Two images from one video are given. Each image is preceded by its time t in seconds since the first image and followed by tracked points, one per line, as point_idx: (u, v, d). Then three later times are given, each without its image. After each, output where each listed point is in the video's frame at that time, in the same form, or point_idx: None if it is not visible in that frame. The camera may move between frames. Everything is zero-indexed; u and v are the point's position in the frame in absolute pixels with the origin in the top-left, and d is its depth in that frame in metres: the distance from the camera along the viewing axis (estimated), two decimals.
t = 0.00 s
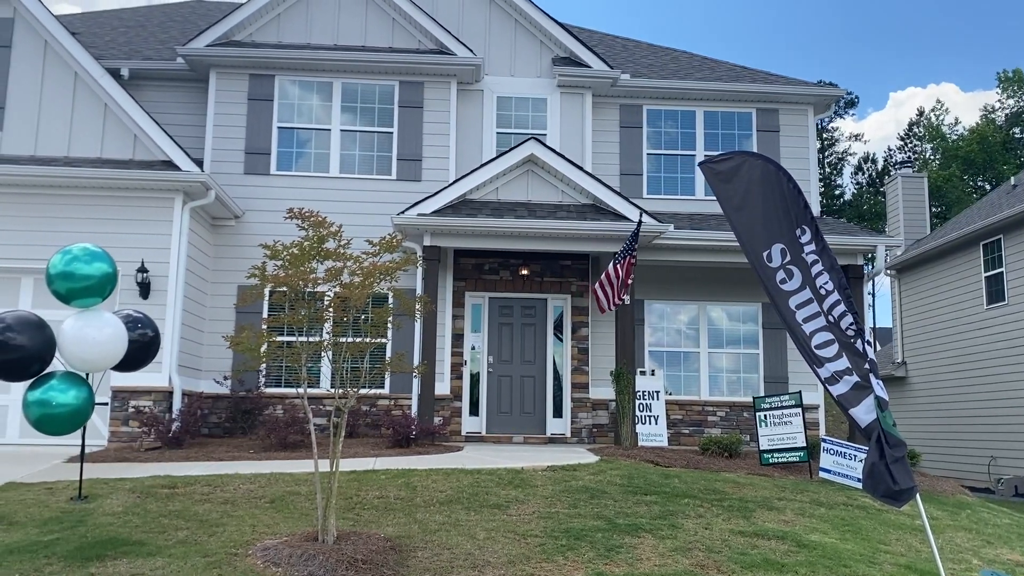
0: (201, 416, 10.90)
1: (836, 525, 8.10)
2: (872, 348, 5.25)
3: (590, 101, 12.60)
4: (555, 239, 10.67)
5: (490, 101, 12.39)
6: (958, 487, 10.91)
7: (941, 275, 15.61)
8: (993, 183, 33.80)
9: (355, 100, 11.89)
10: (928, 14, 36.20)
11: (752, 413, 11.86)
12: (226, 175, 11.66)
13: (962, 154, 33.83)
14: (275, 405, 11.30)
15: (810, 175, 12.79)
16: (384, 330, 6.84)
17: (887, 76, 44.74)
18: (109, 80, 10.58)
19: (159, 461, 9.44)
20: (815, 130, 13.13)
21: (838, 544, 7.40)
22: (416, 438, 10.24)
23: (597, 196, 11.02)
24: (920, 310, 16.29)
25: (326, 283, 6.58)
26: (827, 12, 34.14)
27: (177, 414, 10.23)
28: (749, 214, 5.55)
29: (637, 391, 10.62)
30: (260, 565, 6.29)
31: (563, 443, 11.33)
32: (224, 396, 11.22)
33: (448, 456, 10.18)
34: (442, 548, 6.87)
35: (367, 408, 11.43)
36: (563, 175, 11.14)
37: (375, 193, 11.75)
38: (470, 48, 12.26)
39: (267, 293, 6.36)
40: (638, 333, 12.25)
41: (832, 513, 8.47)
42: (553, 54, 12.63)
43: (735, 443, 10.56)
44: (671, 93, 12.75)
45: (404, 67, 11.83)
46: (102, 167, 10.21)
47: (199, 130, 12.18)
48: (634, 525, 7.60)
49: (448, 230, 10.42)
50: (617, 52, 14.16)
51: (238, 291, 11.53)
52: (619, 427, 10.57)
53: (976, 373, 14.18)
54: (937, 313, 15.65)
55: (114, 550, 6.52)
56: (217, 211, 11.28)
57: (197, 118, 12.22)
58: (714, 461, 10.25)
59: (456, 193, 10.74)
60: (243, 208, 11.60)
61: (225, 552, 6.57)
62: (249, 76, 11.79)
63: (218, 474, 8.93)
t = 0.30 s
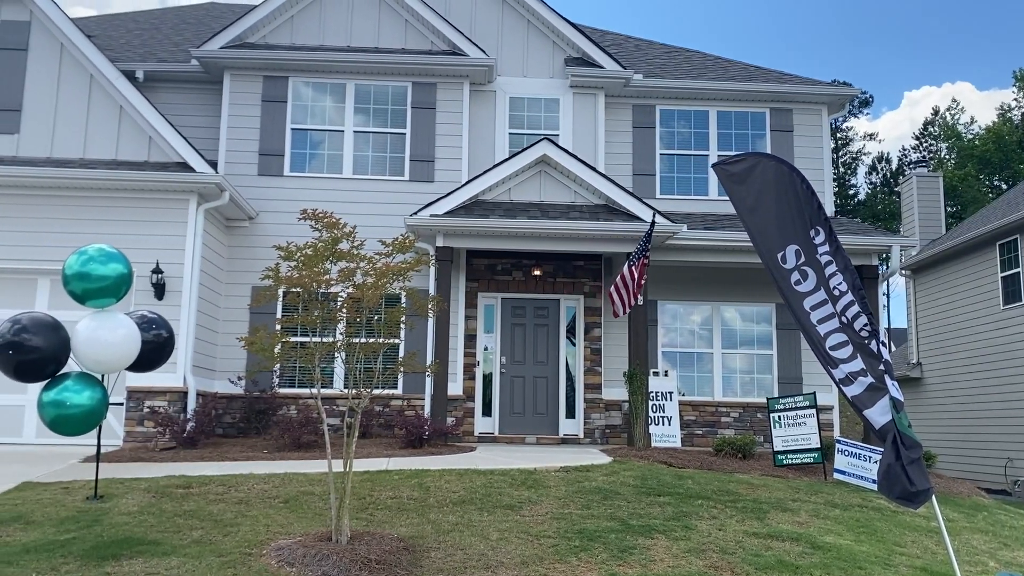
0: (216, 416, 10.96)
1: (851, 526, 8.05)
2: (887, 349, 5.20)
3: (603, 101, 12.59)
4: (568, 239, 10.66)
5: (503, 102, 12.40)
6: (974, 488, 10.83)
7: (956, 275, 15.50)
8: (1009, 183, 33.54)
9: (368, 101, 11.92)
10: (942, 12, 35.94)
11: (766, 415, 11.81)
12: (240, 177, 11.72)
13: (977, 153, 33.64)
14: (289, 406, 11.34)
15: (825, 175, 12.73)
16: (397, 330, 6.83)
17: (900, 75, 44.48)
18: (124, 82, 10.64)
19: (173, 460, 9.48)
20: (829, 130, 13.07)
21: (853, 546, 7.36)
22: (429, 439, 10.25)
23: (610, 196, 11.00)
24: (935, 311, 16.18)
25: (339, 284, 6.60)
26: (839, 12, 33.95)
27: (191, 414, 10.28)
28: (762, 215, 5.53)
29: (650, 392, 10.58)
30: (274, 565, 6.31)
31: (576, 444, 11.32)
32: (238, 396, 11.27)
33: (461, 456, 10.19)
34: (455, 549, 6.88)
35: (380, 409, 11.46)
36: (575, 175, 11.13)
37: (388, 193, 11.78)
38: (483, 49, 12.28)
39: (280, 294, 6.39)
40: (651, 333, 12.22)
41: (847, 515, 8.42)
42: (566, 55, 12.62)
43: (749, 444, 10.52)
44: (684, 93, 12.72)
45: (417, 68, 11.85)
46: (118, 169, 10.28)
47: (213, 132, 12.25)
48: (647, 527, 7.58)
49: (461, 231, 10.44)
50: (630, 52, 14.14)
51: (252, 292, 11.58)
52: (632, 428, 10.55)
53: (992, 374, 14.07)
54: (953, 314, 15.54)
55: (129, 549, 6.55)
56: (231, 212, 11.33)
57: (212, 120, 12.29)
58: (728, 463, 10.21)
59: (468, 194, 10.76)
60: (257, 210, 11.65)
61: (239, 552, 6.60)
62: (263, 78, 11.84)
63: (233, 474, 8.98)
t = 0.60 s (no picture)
0: (234, 417, 11.03)
1: (870, 529, 7.99)
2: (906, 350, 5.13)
3: (619, 102, 12.57)
4: (584, 240, 10.65)
5: (519, 103, 12.41)
6: (996, 491, 10.73)
7: (976, 275, 15.36)
8: None
9: (384, 102, 11.96)
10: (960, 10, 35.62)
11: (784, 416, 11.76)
12: (258, 178, 11.78)
13: (998, 153, 33.45)
14: (306, 406, 11.39)
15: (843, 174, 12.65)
16: (414, 331, 6.84)
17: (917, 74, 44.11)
18: (143, 85, 10.72)
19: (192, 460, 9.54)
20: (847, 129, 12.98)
21: (872, 548, 7.30)
22: (445, 440, 10.27)
23: (626, 197, 10.98)
24: (955, 311, 16.05)
25: (357, 285, 6.62)
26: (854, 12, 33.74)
27: (209, 414, 10.34)
28: (779, 217, 5.51)
29: (667, 391, 10.56)
30: (292, 565, 6.34)
31: (592, 444, 11.31)
32: (256, 396, 11.34)
33: (478, 457, 10.20)
34: (472, 550, 6.88)
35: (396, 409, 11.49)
36: (591, 175, 11.12)
37: (404, 194, 11.81)
38: (499, 50, 12.29)
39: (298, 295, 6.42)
40: (668, 334, 12.19)
41: (866, 517, 8.36)
42: (582, 55, 12.61)
43: (766, 446, 10.46)
44: (701, 93, 12.67)
45: (433, 69, 11.87)
46: (137, 171, 10.37)
47: (230, 134, 12.32)
48: (664, 528, 7.56)
49: (477, 232, 10.45)
50: (646, 52, 14.11)
51: (270, 293, 11.64)
52: (648, 429, 10.54)
53: (1013, 375, 13.94)
54: (973, 314, 15.41)
55: (148, 549, 6.59)
56: (249, 213, 11.40)
57: (230, 122, 12.37)
58: (746, 464, 10.16)
59: (484, 195, 10.77)
60: (275, 211, 11.72)
61: (258, 552, 6.63)
62: (280, 80, 11.90)
63: (251, 474, 9.03)
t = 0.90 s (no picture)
0: (248, 417, 11.09)
1: (885, 530, 7.93)
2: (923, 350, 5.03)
3: (632, 101, 12.55)
4: (597, 240, 10.64)
5: (531, 103, 12.41)
6: (1013, 493, 10.64)
7: (992, 276, 15.25)
8: None
9: (397, 103, 11.99)
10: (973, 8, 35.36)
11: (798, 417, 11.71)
12: (271, 179, 11.83)
13: (1015, 152, 33.25)
14: (320, 406, 11.42)
15: (857, 174, 12.58)
16: (426, 332, 6.83)
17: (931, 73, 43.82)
18: (158, 88, 10.79)
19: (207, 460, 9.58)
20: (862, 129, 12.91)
21: (888, 550, 7.25)
22: (458, 440, 10.27)
23: (639, 197, 10.95)
24: (970, 312, 15.94)
25: (370, 285, 6.62)
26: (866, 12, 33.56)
27: (224, 415, 10.37)
28: (790, 216, 5.60)
29: (681, 393, 10.51)
30: (306, 565, 6.36)
31: (605, 445, 11.29)
32: (270, 397, 11.38)
33: (491, 458, 10.20)
34: (484, 550, 6.88)
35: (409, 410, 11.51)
36: (604, 175, 11.10)
37: (417, 195, 11.83)
38: (511, 51, 12.29)
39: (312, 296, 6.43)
40: (681, 335, 12.16)
41: (881, 519, 8.30)
42: (595, 56, 12.60)
43: (780, 447, 10.42)
44: (714, 93, 12.64)
45: (446, 70, 11.89)
46: (152, 172, 10.43)
47: (244, 136, 12.38)
48: (678, 530, 7.53)
49: (489, 232, 10.45)
50: (658, 52, 14.09)
51: (284, 294, 11.69)
52: (662, 429, 10.53)
53: None
54: (988, 315, 15.29)
55: (163, 548, 6.62)
56: (263, 214, 11.44)
57: (243, 124, 12.42)
58: (760, 465, 10.12)
59: (496, 196, 10.78)
60: (289, 212, 11.76)
61: (271, 552, 6.65)
62: (293, 81, 11.95)
63: (265, 474, 9.06)
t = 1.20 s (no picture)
0: (266, 417, 11.15)
1: (905, 532, 7.87)
2: (943, 351, 5.02)
3: (647, 101, 12.53)
4: (613, 241, 10.62)
5: (546, 104, 12.42)
6: None
7: (1012, 276, 15.11)
8: None
9: (412, 105, 12.03)
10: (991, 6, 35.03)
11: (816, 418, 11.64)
12: (288, 181, 11.89)
13: None
14: (336, 407, 11.47)
15: (875, 173, 12.50)
16: (443, 333, 6.84)
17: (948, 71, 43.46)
18: (176, 90, 10.87)
19: (224, 460, 9.63)
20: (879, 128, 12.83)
21: (907, 552, 7.20)
22: (474, 441, 10.28)
23: (655, 197, 10.93)
24: (990, 312, 15.80)
25: (387, 286, 6.64)
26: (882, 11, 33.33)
27: (241, 415, 10.42)
28: (802, 214, 5.57)
29: (697, 395, 10.63)
30: (323, 565, 6.38)
31: (621, 446, 11.27)
32: (287, 397, 11.44)
33: (507, 458, 10.21)
34: (501, 551, 6.88)
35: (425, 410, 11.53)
36: (620, 176, 11.08)
37: (433, 196, 11.86)
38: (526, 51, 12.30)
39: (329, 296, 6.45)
40: (697, 336, 12.12)
41: (900, 521, 8.24)
42: (610, 56, 12.59)
43: (798, 448, 10.37)
44: (730, 92, 12.60)
45: (461, 72, 11.91)
46: (170, 174, 10.50)
47: (261, 138, 12.45)
48: (695, 531, 7.51)
49: (505, 233, 10.46)
50: (674, 52, 14.05)
51: (300, 295, 11.75)
52: (678, 430, 10.50)
53: None
54: (1008, 315, 15.15)
55: (182, 548, 6.67)
56: (280, 216, 11.51)
57: (261, 126, 12.49)
58: (778, 467, 10.08)
59: (512, 196, 10.79)
60: (305, 214, 11.82)
61: (289, 552, 6.68)
62: (310, 84, 12.01)
63: (283, 474, 9.11)
